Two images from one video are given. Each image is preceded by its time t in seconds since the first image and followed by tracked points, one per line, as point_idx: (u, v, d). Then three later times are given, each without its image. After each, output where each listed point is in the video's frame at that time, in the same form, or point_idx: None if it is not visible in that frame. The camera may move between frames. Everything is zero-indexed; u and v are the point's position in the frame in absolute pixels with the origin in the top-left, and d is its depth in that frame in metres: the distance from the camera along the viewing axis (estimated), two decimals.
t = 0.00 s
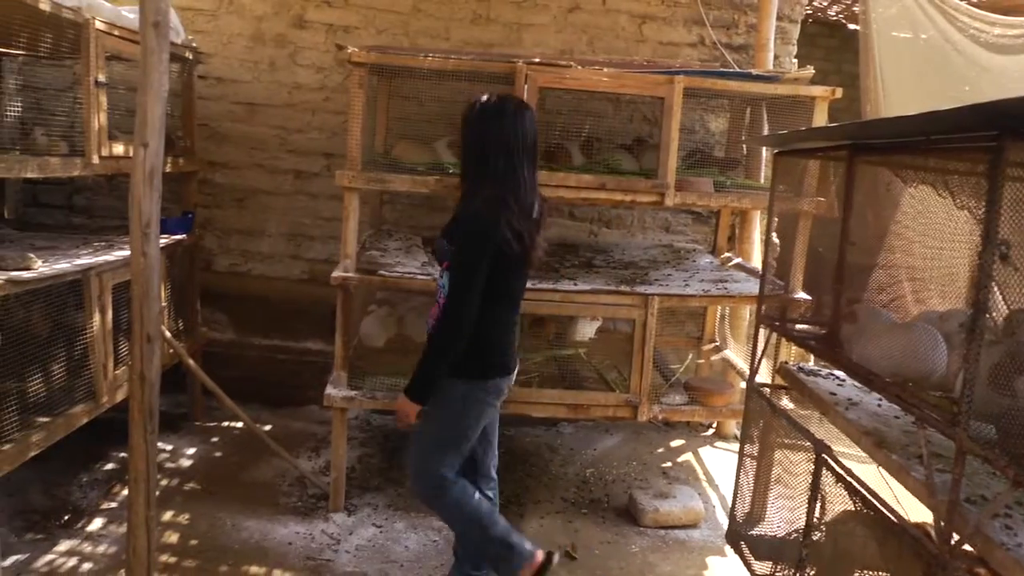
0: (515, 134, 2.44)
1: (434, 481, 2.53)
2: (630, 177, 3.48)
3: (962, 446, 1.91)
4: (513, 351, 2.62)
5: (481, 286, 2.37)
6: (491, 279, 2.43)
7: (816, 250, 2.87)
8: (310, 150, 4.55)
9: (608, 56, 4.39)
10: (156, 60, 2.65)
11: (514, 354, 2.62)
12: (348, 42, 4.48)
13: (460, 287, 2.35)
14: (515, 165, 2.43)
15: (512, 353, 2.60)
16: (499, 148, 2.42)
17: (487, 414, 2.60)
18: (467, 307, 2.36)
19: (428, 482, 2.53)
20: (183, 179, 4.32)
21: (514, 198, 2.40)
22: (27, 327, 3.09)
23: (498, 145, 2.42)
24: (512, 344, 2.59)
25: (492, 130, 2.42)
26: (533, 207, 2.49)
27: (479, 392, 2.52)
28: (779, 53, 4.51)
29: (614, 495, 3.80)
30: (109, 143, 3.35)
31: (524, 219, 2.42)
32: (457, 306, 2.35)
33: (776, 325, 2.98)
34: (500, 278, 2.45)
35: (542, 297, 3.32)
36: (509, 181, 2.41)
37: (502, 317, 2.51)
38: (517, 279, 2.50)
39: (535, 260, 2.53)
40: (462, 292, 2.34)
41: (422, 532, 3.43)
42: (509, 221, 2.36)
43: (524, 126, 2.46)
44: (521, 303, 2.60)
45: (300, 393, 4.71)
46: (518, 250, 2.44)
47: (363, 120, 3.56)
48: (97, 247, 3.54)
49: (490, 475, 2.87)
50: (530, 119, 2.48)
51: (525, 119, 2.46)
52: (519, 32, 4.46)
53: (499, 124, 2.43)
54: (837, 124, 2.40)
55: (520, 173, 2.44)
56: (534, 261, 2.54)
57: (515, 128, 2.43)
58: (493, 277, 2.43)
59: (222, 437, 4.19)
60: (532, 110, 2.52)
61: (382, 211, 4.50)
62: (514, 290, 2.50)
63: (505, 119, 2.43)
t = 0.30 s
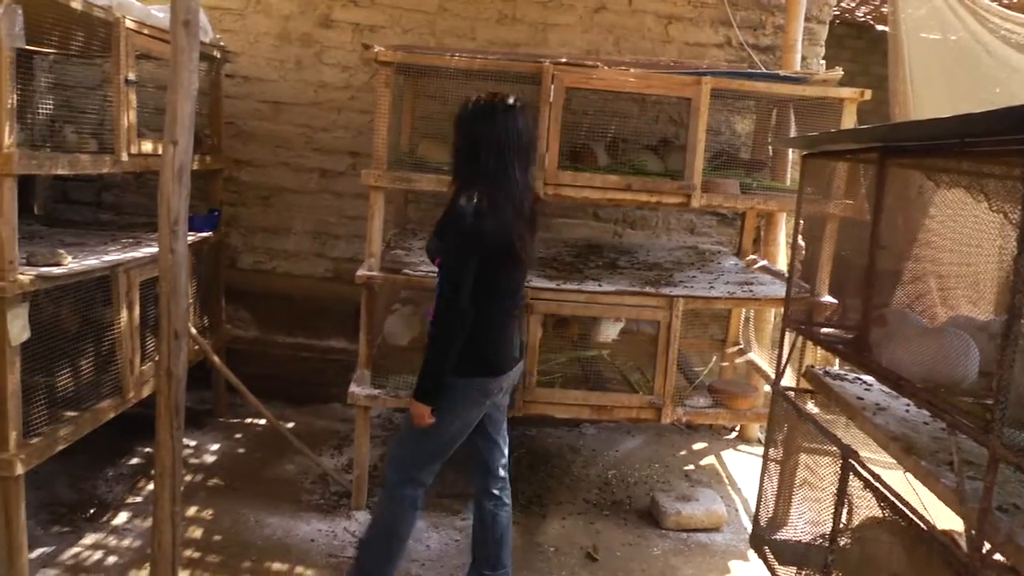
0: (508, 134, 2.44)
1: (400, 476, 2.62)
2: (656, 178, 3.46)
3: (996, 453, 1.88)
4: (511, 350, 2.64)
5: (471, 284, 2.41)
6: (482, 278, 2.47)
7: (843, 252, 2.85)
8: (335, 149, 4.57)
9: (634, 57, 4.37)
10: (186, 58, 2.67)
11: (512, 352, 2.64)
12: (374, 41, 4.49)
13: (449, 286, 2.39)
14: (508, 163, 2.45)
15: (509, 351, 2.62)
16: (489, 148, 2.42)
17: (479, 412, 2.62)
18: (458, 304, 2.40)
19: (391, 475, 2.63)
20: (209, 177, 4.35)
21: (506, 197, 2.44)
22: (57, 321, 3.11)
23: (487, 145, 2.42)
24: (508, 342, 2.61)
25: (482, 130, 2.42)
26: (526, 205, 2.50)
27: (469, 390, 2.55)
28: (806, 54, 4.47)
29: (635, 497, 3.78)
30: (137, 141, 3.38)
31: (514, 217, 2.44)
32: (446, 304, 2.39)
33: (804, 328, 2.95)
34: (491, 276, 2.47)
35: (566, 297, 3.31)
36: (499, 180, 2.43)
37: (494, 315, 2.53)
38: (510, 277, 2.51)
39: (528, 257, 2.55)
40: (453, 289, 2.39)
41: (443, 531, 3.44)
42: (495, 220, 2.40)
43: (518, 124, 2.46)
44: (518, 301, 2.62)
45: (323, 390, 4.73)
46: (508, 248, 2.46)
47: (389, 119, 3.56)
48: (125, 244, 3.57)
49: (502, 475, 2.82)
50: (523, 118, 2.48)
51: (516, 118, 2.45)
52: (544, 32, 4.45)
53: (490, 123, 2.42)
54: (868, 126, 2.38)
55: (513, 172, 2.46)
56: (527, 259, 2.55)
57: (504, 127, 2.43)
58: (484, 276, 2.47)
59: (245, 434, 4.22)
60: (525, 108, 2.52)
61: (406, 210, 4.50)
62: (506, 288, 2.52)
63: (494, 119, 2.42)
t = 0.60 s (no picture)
0: (498, 134, 2.41)
1: (398, 476, 2.62)
2: (685, 178, 3.45)
3: None
4: (500, 352, 2.60)
5: (448, 279, 2.41)
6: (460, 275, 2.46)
7: (874, 254, 2.82)
8: (362, 147, 4.59)
9: (662, 57, 4.35)
10: (218, 57, 2.68)
11: (499, 357, 2.59)
12: (401, 41, 4.50)
13: (421, 280, 2.41)
14: (499, 161, 2.42)
15: (494, 356, 2.57)
16: (477, 147, 2.41)
17: (468, 413, 2.59)
18: (431, 298, 2.40)
19: (386, 476, 2.62)
20: (237, 175, 4.37)
21: (491, 195, 2.42)
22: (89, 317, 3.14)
23: (475, 143, 2.41)
24: (496, 343, 2.57)
25: (473, 129, 2.40)
26: (516, 209, 2.45)
27: (447, 390, 2.53)
28: (836, 53, 4.44)
29: (661, 498, 3.77)
30: (168, 139, 3.41)
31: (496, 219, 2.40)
32: (416, 297, 2.42)
33: (834, 330, 2.93)
34: (470, 275, 2.46)
35: (593, 297, 3.30)
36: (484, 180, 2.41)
37: (474, 315, 2.51)
38: (493, 277, 2.48)
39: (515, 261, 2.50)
40: (429, 283, 2.39)
41: (468, 530, 3.44)
42: (473, 219, 2.38)
43: (512, 122, 2.42)
44: (506, 301, 2.58)
45: (348, 388, 4.75)
46: (490, 249, 2.43)
47: (417, 118, 3.57)
48: (155, 241, 3.61)
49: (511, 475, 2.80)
50: (518, 120, 2.44)
51: (508, 119, 2.41)
52: (571, 31, 4.45)
53: (481, 122, 2.40)
54: (903, 127, 2.35)
55: (502, 171, 2.43)
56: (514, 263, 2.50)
57: (493, 128, 2.40)
58: (461, 273, 2.46)
59: (271, 431, 4.25)
60: (524, 112, 2.47)
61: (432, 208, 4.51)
62: (488, 288, 2.49)
63: (483, 118, 2.40)
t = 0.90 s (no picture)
0: (489, 124, 2.43)
1: (395, 474, 2.62)
2: (716, 176, 3.43)
3: None
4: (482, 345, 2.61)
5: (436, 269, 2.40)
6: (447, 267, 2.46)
7: (910, 254, 2.79)
8: (391, 147, 4.60)
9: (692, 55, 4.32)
10: (252, 57, 2.70)
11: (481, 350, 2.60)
12: (431, 40, 4.51)
13: (410, 271, 2.39)
14: (488, 152, 2.45)
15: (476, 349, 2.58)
16: (468, 137, 2.42)
17: (453, 406, 2.60)
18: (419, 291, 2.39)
19: (379, 474, 2.63)
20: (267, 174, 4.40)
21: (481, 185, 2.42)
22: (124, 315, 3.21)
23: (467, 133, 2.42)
24: (479, 337, 2.58)
25: (464, 118, 2.42)
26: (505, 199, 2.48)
27: (432, 383, 2.53)
28: (869, 50, 4.39)
29: (691, 499, 3.75)
30: (201, 138, 3.44)
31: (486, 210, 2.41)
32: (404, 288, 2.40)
33: (870, 330, 2.89)
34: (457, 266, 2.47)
35: (624, 297, 3.29)
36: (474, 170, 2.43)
37: (458, 307, 2.51)
38: (479, 269, 2.50)
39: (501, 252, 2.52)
40: (417, 277, 2.38)
41: (498, 530, 3.44)
42: (465, 209, 2.37)
43: (501, 116, 2.45)
44: (490, 295, 2.59)
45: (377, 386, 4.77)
46: (478, 240, 2.45)
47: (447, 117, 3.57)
48: (188, 240, 3.64)
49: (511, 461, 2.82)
50: (507, 111, 2.47)
51: (499, 110, 2.44)
52: (601, 29, 4.43)
53: (473, 111, 2.41)
54: (941, 125, 2.32)
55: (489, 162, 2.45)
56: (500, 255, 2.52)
57: (484, 117, 2.42)
58: (449, 265, 2.46)
59: (301, 428, 4.27)
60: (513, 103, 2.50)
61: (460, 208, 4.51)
62: (475, 279, 2.50)
63: (475, 106, 2.42)
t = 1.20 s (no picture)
0: (477, 113, 2.42)
1: (413, 473, 2.63)
2: (749, 176, 3.39)
3: None
4: (473, 334, 2.63)
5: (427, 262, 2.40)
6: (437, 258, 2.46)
7: (948, 254, 2.74)
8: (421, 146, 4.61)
9: (724, 53, 4.28)
10: (285, 56, 2.72)
11: (472, 340, 2.62)
12: (461, 39, 4.51)
13: (400, 265, 2.39)
14: (475, 141, 2.43)
15: (467, 338, 2.60)
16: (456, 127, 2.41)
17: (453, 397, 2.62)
18: (411, 287, 2.40)
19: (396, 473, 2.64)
20: (299, 173, 4.43)
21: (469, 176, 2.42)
22: (157, 312, 3.23)
23: (456, 122, 2.40)
24: (469, 326, 2.60)
25: (451, 107, 2.40)
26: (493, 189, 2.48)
27: (427, 376, 2.55)
28: (905, 47, 4.33)
29: (721, 501, 3.71)
30: (235, 138, 3.47)
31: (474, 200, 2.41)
32: (394, 282, 2.40)
33: (907, 332, 2.85)
34: (447, 258, 2.47)
35: (655, 297, 3.27)
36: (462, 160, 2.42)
37: (448, 298, 2.52)
38: (467, 260, 2.50)
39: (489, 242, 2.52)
40: (407, 270, 2.38)
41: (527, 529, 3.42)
42: (454, 202, 2.37)
43: (488, 104, 2.43)
44: (478, 284, 2.60)
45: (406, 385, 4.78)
46: (467, 232, 2.45)
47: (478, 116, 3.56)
48: (221, 238, 3.67)
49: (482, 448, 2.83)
50: (495, 98, 2.46)
51: (487, 98, 2.43)
52: (632, 28, 4.41)
53: (460, 101, 2.40)
54: (983, 123, 2.28)
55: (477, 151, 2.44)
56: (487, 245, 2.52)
57: (472, 105, 2.40)
58: (438, 257, 2.46)
59: (331, 426, 4.30)
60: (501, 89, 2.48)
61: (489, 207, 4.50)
62: (464, 270, 2.51)
63: (463, 95, 2.40)
